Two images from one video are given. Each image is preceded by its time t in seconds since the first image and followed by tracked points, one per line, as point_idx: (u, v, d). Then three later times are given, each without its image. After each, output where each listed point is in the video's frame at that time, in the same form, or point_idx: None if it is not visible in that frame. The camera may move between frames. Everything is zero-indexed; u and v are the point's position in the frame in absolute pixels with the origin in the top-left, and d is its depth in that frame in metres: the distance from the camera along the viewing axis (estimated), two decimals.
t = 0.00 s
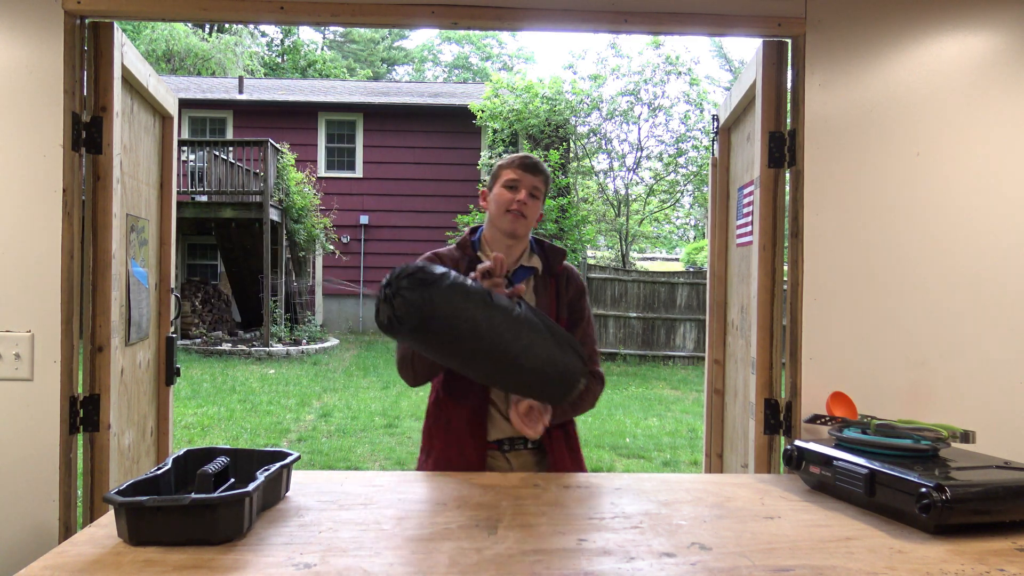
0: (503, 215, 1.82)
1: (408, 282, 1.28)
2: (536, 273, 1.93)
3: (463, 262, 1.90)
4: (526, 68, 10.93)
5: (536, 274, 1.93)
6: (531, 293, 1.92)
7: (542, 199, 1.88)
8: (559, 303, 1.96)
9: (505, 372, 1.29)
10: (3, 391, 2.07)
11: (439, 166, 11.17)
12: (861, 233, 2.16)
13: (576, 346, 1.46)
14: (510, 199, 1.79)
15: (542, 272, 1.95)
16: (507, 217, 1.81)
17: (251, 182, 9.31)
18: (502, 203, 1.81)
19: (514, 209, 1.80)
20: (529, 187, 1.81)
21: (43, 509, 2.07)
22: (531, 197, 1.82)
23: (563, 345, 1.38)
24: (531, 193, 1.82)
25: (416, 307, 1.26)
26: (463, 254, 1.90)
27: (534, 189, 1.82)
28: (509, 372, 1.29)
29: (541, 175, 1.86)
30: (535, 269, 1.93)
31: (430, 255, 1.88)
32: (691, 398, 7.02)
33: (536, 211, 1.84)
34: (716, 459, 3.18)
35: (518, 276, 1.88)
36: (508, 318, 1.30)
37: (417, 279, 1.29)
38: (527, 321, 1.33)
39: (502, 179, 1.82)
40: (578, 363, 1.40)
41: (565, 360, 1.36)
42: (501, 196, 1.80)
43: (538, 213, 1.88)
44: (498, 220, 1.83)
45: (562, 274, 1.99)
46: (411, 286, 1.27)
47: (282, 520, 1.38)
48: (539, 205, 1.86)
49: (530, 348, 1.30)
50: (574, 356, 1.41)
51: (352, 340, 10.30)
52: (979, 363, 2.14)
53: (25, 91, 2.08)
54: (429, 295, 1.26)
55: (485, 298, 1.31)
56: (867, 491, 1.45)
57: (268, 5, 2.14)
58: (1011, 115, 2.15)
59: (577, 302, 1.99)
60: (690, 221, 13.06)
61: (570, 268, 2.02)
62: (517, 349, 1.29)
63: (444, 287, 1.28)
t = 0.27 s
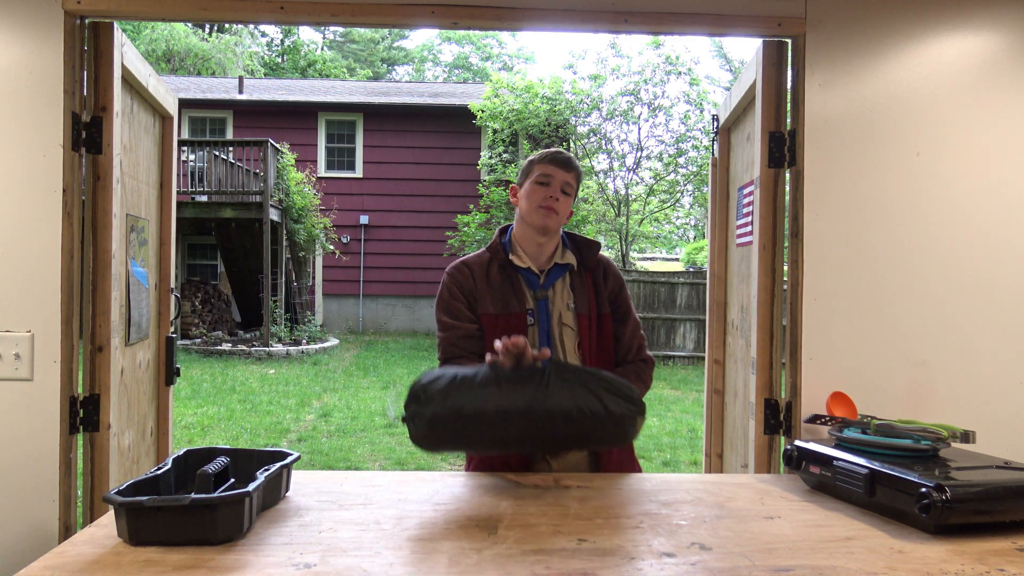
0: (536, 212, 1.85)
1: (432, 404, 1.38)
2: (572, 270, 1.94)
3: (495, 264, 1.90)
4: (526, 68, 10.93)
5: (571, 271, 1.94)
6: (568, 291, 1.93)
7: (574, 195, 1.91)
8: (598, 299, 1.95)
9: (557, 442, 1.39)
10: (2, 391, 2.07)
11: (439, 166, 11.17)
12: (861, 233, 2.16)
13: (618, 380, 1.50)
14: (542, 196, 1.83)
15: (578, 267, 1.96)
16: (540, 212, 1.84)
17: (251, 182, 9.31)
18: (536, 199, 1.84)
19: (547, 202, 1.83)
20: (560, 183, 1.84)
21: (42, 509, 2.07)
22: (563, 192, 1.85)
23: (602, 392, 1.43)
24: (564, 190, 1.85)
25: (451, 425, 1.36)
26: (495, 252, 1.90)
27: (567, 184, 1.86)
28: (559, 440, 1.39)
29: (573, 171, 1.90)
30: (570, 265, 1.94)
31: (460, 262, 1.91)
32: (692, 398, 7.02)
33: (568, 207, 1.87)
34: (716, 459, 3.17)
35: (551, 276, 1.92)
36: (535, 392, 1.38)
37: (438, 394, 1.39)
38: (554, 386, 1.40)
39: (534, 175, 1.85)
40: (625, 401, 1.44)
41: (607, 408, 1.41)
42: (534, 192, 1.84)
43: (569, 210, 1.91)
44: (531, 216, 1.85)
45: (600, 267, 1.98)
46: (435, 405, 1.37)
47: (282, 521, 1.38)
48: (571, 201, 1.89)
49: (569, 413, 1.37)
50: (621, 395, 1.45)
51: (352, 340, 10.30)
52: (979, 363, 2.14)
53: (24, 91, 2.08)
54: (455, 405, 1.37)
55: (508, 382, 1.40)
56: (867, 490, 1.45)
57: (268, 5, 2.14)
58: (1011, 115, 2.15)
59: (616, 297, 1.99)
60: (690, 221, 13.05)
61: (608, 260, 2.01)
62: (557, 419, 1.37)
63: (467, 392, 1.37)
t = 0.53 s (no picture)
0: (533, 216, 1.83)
1: (455, 462, 1.43)
2: (571, 271, 1.93)
3: (495, 269, 1.89)
4: (526, 68, 10.93)
5: (571, 271, 1.92)
6: (568, 292, 1.92)
7: (574, 194, 1.88)
8: (600, 297, 1.92)
9: (572, 494, 1.46)
10: (2, 391, 2.07)
11: (439, 166, 11.17)
12: (862, 233, 2.16)
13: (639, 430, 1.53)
14: (540, 199, 1.82)
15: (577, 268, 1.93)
16: (537, 216, 1.82)
17: (251, 182, 9.31)
18: (534, 203, 1.83)
19: (545, 207, 1.82)
20: (558, 184, 1.82)
21: (43, 509, 2.07)
22: (560, 193, 1.83)
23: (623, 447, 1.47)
24: (562, 190, 1.83)
25: (472, 481, 1.44)
26: (494, 257, 1.90)
27: (565, 185, 1.83)
28: (576, 494, 1.46)
29: (573, 169, 1.86)
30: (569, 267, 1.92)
31: (461, 265, 1.91)
32: (692, 398, 7.02)
33: (568, 208, 1.85)
34: (716, 459, 3.18)
35: (551, 278, 1.91)
36: (556, 452, 1.44)
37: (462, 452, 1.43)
38: (576, 443, 1.45)
39: (531, 175, 1.83)
40: (645, 457, 1.47)
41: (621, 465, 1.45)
42: (533, 197, 1.82)
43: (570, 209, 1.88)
44: (528, 219, 1.83)
45: (603, 265, 1.95)
46: (459, 463, 1.43)
47: (282, 521, 1.38)
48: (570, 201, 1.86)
49: (588, 471, 1.44)
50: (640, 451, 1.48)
51: (352, 340, 10.30)
52: (979, 363, 2.14)
53: (25, 92, 2.08)
54: (479, 463, 1.43)
55: (531, 440, 1.45)
56: (867, 491, 1.45)
57: (268, 5, 2.14)
58: (1010, 115, 2.16)
59: (620, 289, 1.95)
60: (690, 221, 13.05)
61: (611, 257, 1.97)
62: (576, 477, 1.44)
63: (490, 450, 1.43)
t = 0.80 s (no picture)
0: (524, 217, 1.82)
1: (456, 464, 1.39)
2: (558, 276, 1.91)
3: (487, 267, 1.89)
4: (526, 68, 10.93)
5: (558, 276, 1.91)
6: (553, 297, 1.91)
7: (568, 193, 1.87)
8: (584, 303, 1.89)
9: (576, 498, 1.42)
10: (3, 391, 2.07)
11: (439, 165, 11.17)
12: (862, 232, 2.16)
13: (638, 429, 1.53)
14: (532, 201, 1.81)
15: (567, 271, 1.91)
16: (529, 218, 1.81)
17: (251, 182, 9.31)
18: (526, 204, 1.82)
19: (537, 209, 1.81)
20: (551, 186, 1.80)
21: (43, 509, 2.07)
22: (553, 194, 1.81)
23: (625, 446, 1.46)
24: (555, 191, 1.81)
25: (474, 485, 1.39)
26: (485, 257, 1.90)
27: (557, 186, 1.81)
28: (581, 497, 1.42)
29: (567, 169, 1.84)
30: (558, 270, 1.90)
31: (456, 259, 1.92)
32: (692, 398, 7.01)
33: (561, 208, 1.83)
34: (716, 459, 3.17)
35: (538, 281, 1.91)
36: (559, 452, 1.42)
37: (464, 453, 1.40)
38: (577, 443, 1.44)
39: (524, 177, 1.82)
40: (648, 451, 1.47)
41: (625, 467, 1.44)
42: (525, 198, 1.81)
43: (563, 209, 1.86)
44: (521, 221, 1.83)
45: (594, 269, 1.91)
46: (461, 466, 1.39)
47: (282, 521, 1.38)
48: (563, 201, 1.84)
49: (591, 471, 1.41)
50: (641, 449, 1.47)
51: (352, 340, 10.29)
52: (979, 363, 2.14)
53: (25, 92, 2.08)
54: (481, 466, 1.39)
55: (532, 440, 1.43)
56: (867, 491, 1.45)
57: (268, 5, 2.14)
58: (1010, 115, 2.16)
59: (608, 294, 1.90)
60: (690, 221, 13.04)
61: (603, 261, 1.93)
62: (579, 477, 1.41)
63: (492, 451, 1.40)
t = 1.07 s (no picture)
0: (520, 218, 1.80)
1: (461, 464, 1.32)
2: (557, 274, 1.91)
3: (482, 263, 1.89)
4: (526, 68, 10.93)
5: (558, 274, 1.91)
6: (552, 294, 1.91)
7: (563, 193, 1.86)
8: (584, 301, 1.91)
9: (590, 503, 1.34)
10: (2, 391, 2.07)
11: (439, 165, 11.17)
12: (862, 232, 2.16)
13: (664, 445, 1.43)
14: (528, 203, 1.79)
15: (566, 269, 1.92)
16: (525, 219, 1.79)
17: (251, 182, 9.31)
18: (520, 206, 1.80)
19: (532, 211, 1.79)
20: (546, 186, 1.79)
21: (43, 509, 2.07)
22: (547, 194, 1.79)
23: (643, 468, 1.37)
24: (549, 191, 1.80)
25: (475, 491, 1.31)
26: (482, 253, 1.89)
27: (551, 186, 1.80)
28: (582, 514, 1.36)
29: (562, 169, 1.83)
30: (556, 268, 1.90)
31: (451, 252, 1.91)
32: (692, 398, 7.01)
33: (557, 208, 1.82)
34: (716, 459, 3.17)
35: (537, 279, 1.90)
36: (573, 468, 1.33)
37: (472, 451, 1.33)
38: (593, 459, 1.35)
39: (519, 178, 1.80)
40: (665, 476, 1.38)
41: (644, 472, 1.37)
42: (521, 200, 1.80)
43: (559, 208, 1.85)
44: (517, 222, 1.81)
45: (593, 265, 1.93)
46: (466, 467, 1.32)
47: (282, 521, 1.38)
48: (558, 200, 1.83)
49: (603, 495, 1.34)
50: (661, 474, 1.38)
51: (352, 340, 10.29)
52: (978, 364, 2.14)
53: (25, 93, 2.08)
54: (487, 469, 1.31)
55: (546, 447, 1.35)
56: (867, 491, 1.45)
57: (268, 5, 2.14)
58: (1010, 116, 2.16)
59: (607, 290, 1.92)
60: (690, 221, 13.04)
61: (601, 258, 1.94)
62: (587, 498, 1.34)
63: (502, 455, 1.33)
